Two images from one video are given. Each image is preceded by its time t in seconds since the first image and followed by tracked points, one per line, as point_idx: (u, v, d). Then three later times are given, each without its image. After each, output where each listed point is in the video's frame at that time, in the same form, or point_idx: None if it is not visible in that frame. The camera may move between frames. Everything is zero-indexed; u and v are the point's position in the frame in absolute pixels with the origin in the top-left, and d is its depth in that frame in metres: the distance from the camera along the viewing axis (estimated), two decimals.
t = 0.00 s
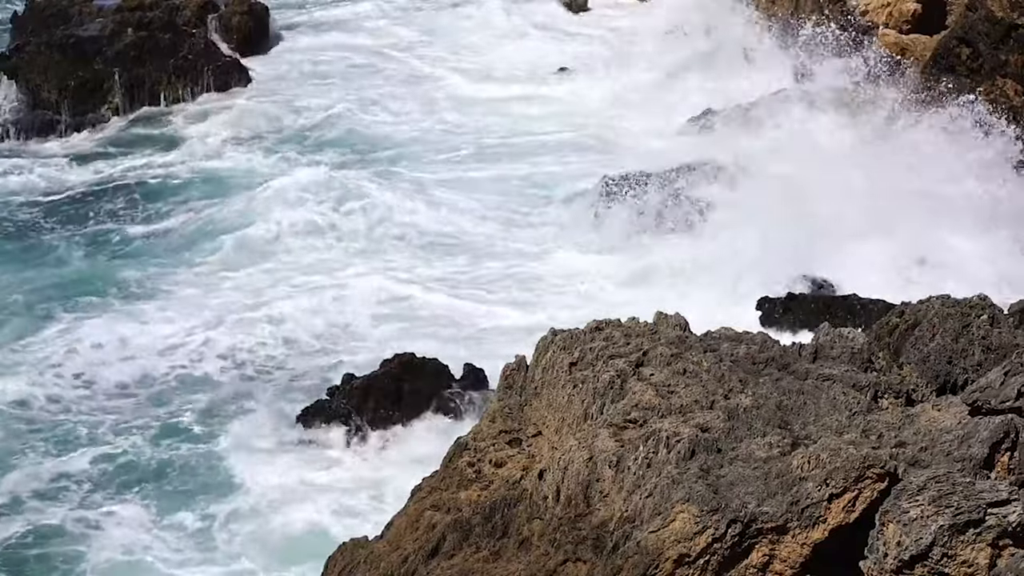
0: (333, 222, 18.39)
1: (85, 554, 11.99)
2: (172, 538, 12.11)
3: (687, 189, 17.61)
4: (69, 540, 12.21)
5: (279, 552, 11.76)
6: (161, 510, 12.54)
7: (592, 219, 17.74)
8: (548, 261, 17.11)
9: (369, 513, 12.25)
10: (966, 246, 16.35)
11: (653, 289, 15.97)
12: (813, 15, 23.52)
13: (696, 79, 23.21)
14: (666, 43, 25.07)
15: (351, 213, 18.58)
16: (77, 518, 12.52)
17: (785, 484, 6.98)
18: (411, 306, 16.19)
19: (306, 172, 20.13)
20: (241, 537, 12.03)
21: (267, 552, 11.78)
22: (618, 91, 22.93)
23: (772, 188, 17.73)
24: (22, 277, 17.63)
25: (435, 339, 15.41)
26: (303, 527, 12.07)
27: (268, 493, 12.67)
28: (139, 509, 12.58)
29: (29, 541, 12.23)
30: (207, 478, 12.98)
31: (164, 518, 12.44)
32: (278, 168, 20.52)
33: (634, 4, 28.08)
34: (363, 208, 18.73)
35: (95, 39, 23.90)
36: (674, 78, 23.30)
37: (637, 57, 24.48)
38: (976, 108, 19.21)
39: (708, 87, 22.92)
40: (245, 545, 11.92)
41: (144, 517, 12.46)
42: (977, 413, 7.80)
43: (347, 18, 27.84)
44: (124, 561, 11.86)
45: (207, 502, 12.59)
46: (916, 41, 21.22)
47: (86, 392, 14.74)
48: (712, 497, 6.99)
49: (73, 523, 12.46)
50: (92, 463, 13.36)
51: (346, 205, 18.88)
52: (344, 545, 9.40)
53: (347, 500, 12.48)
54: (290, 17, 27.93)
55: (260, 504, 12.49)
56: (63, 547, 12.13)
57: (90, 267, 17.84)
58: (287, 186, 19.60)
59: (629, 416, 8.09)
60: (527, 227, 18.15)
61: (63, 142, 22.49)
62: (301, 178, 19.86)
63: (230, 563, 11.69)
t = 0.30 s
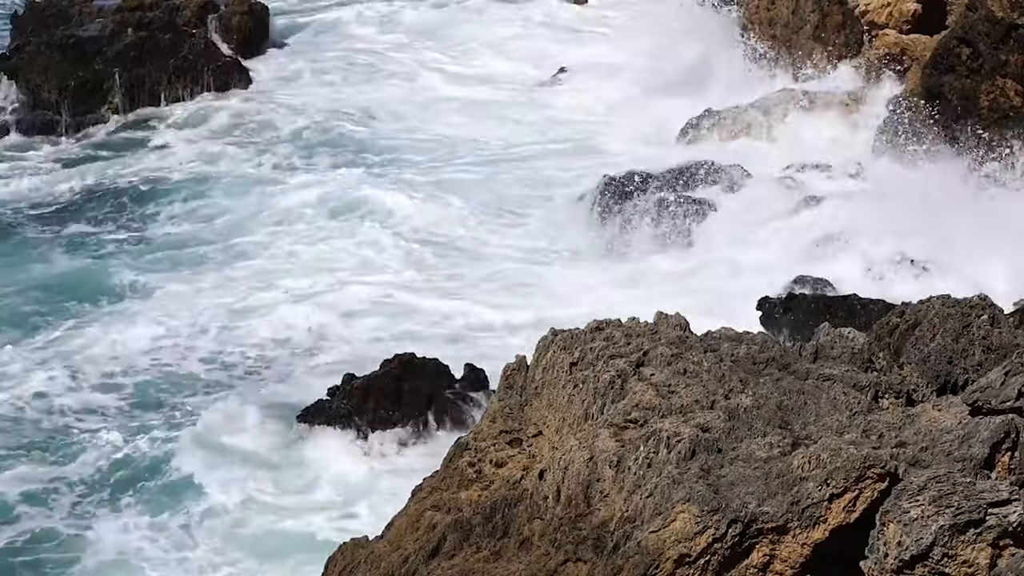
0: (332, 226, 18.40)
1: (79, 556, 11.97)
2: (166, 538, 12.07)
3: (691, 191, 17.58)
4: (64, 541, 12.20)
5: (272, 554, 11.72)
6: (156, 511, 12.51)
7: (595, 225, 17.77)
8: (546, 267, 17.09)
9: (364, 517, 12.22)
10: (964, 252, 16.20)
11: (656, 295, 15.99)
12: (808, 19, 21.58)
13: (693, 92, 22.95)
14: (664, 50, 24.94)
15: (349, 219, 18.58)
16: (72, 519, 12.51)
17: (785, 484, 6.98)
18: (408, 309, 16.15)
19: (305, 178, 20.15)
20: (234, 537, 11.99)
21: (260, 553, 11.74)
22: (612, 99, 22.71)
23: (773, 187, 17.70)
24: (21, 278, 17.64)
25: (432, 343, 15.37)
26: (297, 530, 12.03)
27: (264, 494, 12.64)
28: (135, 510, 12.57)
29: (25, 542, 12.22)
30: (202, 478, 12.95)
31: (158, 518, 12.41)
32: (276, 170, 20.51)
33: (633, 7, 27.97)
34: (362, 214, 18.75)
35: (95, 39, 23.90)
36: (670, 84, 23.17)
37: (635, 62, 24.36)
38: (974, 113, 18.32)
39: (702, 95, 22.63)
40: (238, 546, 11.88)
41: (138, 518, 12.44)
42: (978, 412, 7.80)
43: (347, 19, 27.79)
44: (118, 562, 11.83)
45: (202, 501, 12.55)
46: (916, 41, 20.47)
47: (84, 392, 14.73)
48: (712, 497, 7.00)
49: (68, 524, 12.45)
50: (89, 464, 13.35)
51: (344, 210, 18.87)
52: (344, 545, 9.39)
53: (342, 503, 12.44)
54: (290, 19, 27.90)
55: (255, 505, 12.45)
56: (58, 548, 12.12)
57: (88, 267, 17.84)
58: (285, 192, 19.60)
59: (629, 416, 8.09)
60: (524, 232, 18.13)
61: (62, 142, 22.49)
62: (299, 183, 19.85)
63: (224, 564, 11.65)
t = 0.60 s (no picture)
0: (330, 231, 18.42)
1: (75, 556, 11.96)
2: (162, 539, 12.05)
3: (694, 194, 17.63)
4: (61, 541, 12.19)
5: (268, 557, 11.68)
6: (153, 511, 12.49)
7: (596, 231, 17.82)
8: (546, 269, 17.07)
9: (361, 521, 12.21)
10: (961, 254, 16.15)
11: (658, 296, 16.06)
12: (808, 18, 21.10)
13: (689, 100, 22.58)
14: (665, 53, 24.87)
15: (347, 225, 18.59)
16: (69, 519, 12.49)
17: (785, 484, 6.98)
18: (406, 312, 16.15)
19: (304, 182, 20.18)
20: (231, 538, 11.96)
21: (255, 556, 11.70)
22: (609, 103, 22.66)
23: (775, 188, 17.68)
24: (20, 278, 17.65)
25: (429, 346, 15.35)
26: (292, 532, 12.00)
27: (261, 496, 12.62)
28: (131, 510, 12.55)
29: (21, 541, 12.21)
30: (200, 479, 12.93)
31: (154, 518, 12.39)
32: (275, 174, 20.53)
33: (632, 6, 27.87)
34: (361, 218, 18.76)
35: (95, 40, 23.89)
36: (670, 86, 23.19)
37: (634, 66, 24.30)
38: (973, 113, 17.43)
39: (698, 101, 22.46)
40: (233, 547, 11.85)
41: (134, 519, 12.42)
42: (978, 412, 7.80)
43: (346, 21, 27.78)
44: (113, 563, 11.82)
45: (200, 501, 12.53)
46: (917, 41, 20.37)
47: (82, 391, 14.73)
48: (712, 497, 6.99)
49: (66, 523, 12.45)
50: (88, 463, 13.35)
51: (342, 216, 18.90)
52: (344, 545, 9.38)
53: (339, 507, 12.42)
54: (289, 20, 27.88)
55: (252, 506, 12.43)
56: (54, 548, 12.11)
57: (88, 268, 17.85)
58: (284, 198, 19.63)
59: (629, 416, 8.09)
60: (522, 234, 18.10)
61: (61, 143, 22.50)
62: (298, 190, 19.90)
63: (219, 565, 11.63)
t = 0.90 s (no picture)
0: (328, 236, 18.43)
1: (72, 554, 11.95)
2: (160, 540, 12.05)
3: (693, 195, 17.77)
4: (58, 539, 12.18)
5: (264, 559, 11.67)
6: (150, 512, 12.49)
7: (599, 238, 17.86)
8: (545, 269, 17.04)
9: (357, 526, 12.20)
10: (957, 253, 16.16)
11: (659, 296, 16.11)
12: (808, 18, 21.14)
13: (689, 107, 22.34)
14: (665, 57, 24.83)
15: (345, 228, 18.60)
16: (66, 518, 12.48)
17: (785, 484, 6.98)
18: (402, 315, 16.14)
19: (303, 186, 20.19)
20: (228, 540, 11.96)
21: (250, 559, 11.68)
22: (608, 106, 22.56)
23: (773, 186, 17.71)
24: (20, 277, 17.66)
25: (430, 347, 15.40)
26: (289, 536, 11.98)
27: (259, 500, 12.62)
28: (129, 510, 12.53)
29: (18, 539, 12.21)
30: (197, 482, 12.93)
31: (152, 519, 12.38)
32: (273, 177, 20.54)
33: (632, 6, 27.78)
34: (359, 221, 18.76)
35: (95, 39, 23.87)
36: (670, 87, 23.21)
37: (632, 69, 24.28)
38: (974, 113, 17.27)
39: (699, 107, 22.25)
40: (229, 548, 11.85)
41: (132, 518, 12.41)
42: (978, 412, 7.79)
43: (348, 22, 27.80)
44: (110, 563, 11.81)
45: (198, 504, 12.53)
46: (916, 41, 19.86)
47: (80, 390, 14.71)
48: (712, 497, 7.00)
49: (63, 522, 12.44)
50: (86, 462, 13.34)
51: (340, 219, 18.90)
52: (344, 545, 9.39)
53: (336, 513, 12.42)
54: (289, 21, 27.86)
55: (250, 510, 12.43)
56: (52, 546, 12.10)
57: (87, 268, 17.86)
58: (282, 201, 19.64)
59: (630, 416, 8.09)
60: (520, 236, 18.08)
61: (60, 143, 22.50)
62: (297, 194, 19.90)
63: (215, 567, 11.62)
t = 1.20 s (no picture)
0: (328, 241, 18.46)
1: (60, 557, 11.92)
2: (155, 544, 12.04)
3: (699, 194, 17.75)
4: (54, 541, 12.17)
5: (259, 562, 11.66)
6: (147, 515, 12.48)
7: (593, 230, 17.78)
8: (544, 268, 17.02)
9: (354, 528, 12.20)
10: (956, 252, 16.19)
11: (659, 296, 16.11)
12: (808, 18, 21.09)
13: (690, 108, 22.27)
14: (665, 60, 24.80)
15: (344, 234, 18.63)
16: (62, 520, 12.47)
17: (785, 484, 6.98)
18: (401, 317, 16.12)
19: (302, 188, 20.18)
20: (224, 544, 11.93)
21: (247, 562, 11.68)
22: (608, 107, 22.53)
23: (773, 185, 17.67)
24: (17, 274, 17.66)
25: (430, 347, 15.39)
26: (286, 540, 11.97)
27: (257, 505, 12.63)
28: (125, 513, 12.53)
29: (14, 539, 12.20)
30: (195, 488, 12.93)
31: (149, 523, 12.38)
32: (272, 180, 20.52)
33: (632, 6, 27.71)
34: (358, 227, 18.78)
35: (95, 39, 23.87)
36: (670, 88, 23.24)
37: (631, 71, 24.27)
38: (974, 114, 17.26)
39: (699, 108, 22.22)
40: (223, 553, 11.82)
41: (128, 521, 12.41)
42: (978, 412, 7.79)
43: (349, 22, 27.81)
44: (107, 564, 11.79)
45: (195, 510, 12.54)
46: (916, 41, 19.78)
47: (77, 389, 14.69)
48: (712, 497, 7.00)
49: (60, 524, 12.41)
50: (83, 463, 13.32)
51: (341, 224, 18.92)
52: (345, 545, 9.40)
53: (334, 516, 12.41)
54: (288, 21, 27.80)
55: (248, 515, 12.44)
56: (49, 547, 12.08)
57: (84, 268, 17.87)
58: (281, 205, 19.65)
59: (630, 416, 8.09)
60: (519, 235, 18.05)
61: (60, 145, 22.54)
62: (296, 197, 19.89)
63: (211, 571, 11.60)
